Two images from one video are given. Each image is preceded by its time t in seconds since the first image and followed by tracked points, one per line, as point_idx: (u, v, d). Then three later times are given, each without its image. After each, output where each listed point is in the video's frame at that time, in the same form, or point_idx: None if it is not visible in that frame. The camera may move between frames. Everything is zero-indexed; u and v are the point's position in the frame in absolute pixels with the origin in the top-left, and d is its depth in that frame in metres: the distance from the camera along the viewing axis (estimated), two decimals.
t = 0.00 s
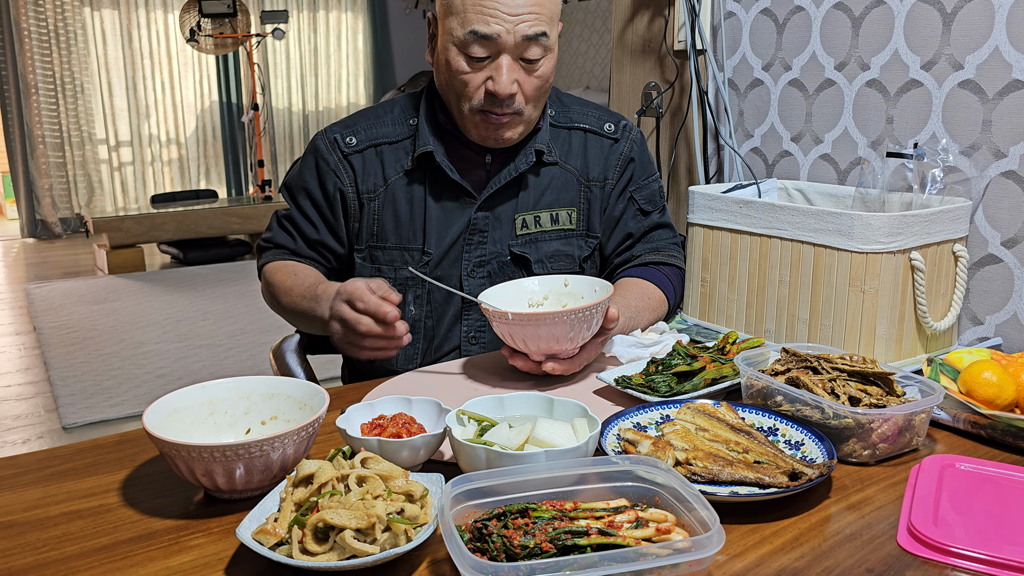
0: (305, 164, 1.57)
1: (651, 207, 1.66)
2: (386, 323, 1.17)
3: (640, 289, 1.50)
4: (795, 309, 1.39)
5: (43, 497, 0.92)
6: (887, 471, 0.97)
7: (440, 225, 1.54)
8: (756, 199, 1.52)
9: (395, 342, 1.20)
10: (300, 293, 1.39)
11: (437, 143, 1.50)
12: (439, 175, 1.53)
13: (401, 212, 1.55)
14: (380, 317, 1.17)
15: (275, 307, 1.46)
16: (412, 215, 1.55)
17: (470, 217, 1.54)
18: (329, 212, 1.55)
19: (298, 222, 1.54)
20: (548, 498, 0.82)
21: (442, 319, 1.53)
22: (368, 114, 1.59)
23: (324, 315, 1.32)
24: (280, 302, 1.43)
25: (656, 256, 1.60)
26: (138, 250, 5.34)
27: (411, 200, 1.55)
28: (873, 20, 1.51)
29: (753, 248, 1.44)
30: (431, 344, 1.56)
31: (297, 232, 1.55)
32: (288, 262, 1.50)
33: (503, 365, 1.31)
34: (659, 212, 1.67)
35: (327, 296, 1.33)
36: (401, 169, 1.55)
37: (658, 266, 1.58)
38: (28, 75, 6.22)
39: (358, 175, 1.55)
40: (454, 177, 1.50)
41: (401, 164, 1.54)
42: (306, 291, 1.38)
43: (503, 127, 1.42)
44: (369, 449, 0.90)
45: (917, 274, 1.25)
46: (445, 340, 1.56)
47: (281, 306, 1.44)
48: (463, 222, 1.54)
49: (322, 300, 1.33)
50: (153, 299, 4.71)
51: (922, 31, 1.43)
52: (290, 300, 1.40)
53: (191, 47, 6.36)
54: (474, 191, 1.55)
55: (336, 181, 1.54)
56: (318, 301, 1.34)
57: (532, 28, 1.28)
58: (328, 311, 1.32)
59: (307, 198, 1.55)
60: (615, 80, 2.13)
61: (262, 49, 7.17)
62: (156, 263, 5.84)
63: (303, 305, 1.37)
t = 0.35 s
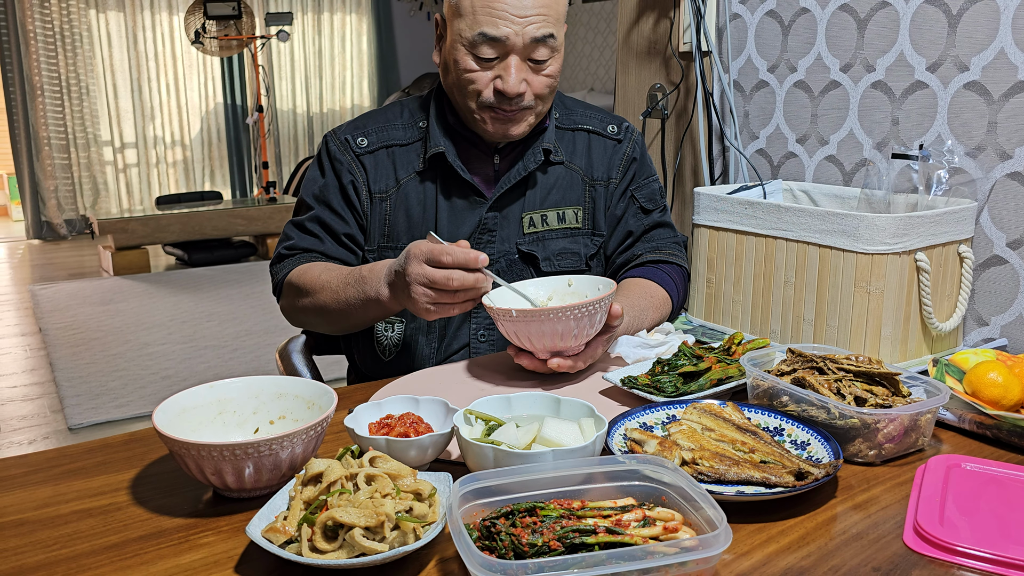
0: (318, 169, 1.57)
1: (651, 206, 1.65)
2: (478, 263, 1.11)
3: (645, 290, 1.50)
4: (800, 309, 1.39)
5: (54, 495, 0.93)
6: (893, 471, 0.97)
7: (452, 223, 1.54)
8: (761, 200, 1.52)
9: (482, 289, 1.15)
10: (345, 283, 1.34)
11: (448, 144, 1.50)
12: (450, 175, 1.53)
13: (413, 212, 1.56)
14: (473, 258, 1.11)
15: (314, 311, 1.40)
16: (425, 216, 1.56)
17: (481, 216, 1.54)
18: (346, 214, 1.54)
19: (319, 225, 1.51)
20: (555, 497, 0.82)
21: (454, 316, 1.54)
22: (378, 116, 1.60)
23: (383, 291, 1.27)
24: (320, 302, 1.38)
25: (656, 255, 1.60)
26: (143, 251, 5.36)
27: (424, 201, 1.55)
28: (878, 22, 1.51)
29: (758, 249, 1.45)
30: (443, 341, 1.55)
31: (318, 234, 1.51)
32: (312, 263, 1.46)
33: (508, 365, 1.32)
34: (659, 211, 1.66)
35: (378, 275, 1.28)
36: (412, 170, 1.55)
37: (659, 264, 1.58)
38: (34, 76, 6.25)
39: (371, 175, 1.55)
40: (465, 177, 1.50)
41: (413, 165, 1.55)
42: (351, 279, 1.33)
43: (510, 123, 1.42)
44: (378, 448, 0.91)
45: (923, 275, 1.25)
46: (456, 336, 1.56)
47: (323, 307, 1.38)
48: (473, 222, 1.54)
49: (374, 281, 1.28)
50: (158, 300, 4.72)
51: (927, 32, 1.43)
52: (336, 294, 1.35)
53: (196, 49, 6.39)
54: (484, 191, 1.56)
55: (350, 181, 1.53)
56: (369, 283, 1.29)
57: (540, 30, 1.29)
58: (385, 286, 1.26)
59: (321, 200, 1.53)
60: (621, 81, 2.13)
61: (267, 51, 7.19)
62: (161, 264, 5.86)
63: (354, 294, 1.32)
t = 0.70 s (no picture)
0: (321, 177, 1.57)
1: (655, 213, 1.67)
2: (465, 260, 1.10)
3: (647, 298, 1.50)
4: (801, 316, 1.39)
5: (59, 502, 0.94)
6: (893, 476, 0.97)
7: (455, 233, 1.54)
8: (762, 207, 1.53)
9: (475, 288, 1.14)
10: (340, 291, 1.35)
11: (452, 154, 1.52)
12: (454, 185, 1.54)
13: (417, 222, 1.56)
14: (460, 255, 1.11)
15: (313, 318, 1.42)
16: (428, 226, 1.56)
17: (485, 225, 1.54)
18: (349, 222, 1.54)
19: (322, 233, 1.52)
20: (556, 504, 0.83)
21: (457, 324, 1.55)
22: (382, 124, 1.61)
23: (377, 296, 1.27)
24: (318, 310, 1.39)
25: (661, 263, 1.61)
26: (146, 258, 5.37)
27: (427, 211, 1.56)
28: (877, 28, 1.52)
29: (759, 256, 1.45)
30: (446, 351, 1.56)
31: (320, 242, 1.52)
32: (314, 270, 1.46)
33: (509, 372, 1.32)
34: (664, 219, 1.68)
35: (371, 282, 1.29)
36: (416, 180, 1.56)
37: (664, 272, 1.59)
38: (37, 84, 6.27)
39: (374, 184, 1.56)
40: (469, 187, 1.51)
41: (416, 174, 1.56)
42: (346, 287, 1.33)
43: (519, 138, 1.43)
44: (380, 455, 0.92)
45: (923, 281, 1.26)
46: (460, 345, 1.57)
47: (320, 314, 1.39)
48: (477, 231, 1.55)
49: (367, 288, 1.29)
50: (161, 306, 4.74)
51: (926, 39, 1.44)
52: (331, 303, 1.36)
53: (199, 56, 6.42)
54: (488, 201, 1.56)
55: (353, 190, 1.54)
56: (363, 291, 1.30)
57: (551, 46, 1.30)
58: (379, 293, 1.27)
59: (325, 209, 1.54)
60: (622, 88, 2.14)
61: (269, 58, 7.22)
62: (164, 271, 5.88)
63: (348, 301, 1.33)
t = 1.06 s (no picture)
0: (321, 187, 1.58)
1: (655, 221, 1.68)
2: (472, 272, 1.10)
3: (646, 304, 1.51)
4: (801, 322, 1.40)
5: (62, 511, 0.95)
6: (893, 483, 0.98)
7: (455, 242, 1.55)
8: (761, 213, 1.53)
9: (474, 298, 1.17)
10: (340, 298, 1.36)
11: (451, 164, 1.52)
12: (454, 195, 1.55)
13: (416, 231, 1.57)
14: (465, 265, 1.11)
15: (314, 327, 1.42)
16: (428, 235, 1.57)
17: (484, 235, 1.55)
18: (349, 232, 1.55)
19: (322, 243, 1.53)
20: (557, 511, 0.83)
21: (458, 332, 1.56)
22: (381, 134, 1.62)
23: (377, 302, 1.28)
24: (319, 318, 1.40)
25: (661, 270, 1.61)
26: (149, 264, 5.39)
27: (427, 220, 1.57)
28: (875, 35, 1.52)
29: (758, 262, 1.46)
30: (447, 360, 1.57)
31: (320, 252, 1.52)
32: (315, 280, 1.47)
33: (510, 379, 1.33)
34: (664, 226, 1.69)
35: (371, 288, 1.30)
36: (415, 189, 1.57)
37: (666, 280, 1.59)
38: (40, 91, 6.30)
39: (374, 194, 1.57)
40: (469, 197, 1.52)
41: (416, 184, 1.57)
42: (347, 295, 1.34)
43: (518, 147, 1.43)
44: (381, 463, 0.92)
45: (922, 287, 1.26)
46: (460, 354, 1.58)
47: (321, 322, 1.40)
48: (477, 240, 1.55)
49: (367, 293, 1.30)
50: (163, 312, 4.75)
51: (924, 45, 1.44)
52: (332, 310, 1.37)
53: (200, 62, 6.44)
54: (488, 210, 1.57)
55: (353, 200, 1.55)
56: (363, 295, 1.31)
57: (550, 58, 1.31)
58: (378, 298, 1.28)
59: (325, 218, 1.55)
60: (622, 94, 2.15)
61: (271, 64, 7.25)
62: (166, 276, 5.89)
63: (348, 307, 1.33)
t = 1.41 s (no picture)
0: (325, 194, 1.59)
1: (658, 226, 1.68)
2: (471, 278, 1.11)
3: (649, 309, 1.52)
4: (803, 327, 1.40)
5: (71, 516, 0.95)
6: (896, 486, 0.98)
7: (458, 249, 1.56)
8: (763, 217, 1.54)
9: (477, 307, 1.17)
10: (344, 304, 1.36)
11: (454, 170, 1.53)
12: (457, 202, 1.56)
13: (420, 237, 1.58)
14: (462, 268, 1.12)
15: (319, 333, 1.43)
16: (431, 241, 1.58)
17: (487, 241, 1.56)
18: (352, 239, 1.56)
19: (325, 250, 1.53)
20: (561, 516, 0.84)
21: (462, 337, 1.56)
22: (384, 141, 1.63)
23: (379, 308, 1.28)
24: (323, 324, 1.40)
25: (665, 275, 1.62)
26: (154, 270, 5.41)
27: (430, 227, 1.58)
28: (877, 41, 1.53)
29: (761, 267, 1.46)
30: (452, 365, 1.58)
31: (324, 258, 1.53)
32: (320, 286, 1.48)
33: (514, 384, 1.33)
34: (667, 231, 1.69)
35: (373, 294, 1.30)
36: (418, 196, 1.58)
37: (669, 284, 1.60)
38: (46, 97, 6.33)
39: (377, 201, 1.58)
40: (472, 204, 1.53)
41: (419, 191, 1.58)
42: (350, 301, 1.35)
43: (520, 154, 1.44)
44: (386, 469, 0.93)
45: (924, 291, 1.27)
46: (465, 359, 1.58)
47: (326, 329, 1.40)
48: (481, 246, 1.56)
49: (370, 300, 1.30)
50: (169, 318, 4.77)
51: (926, 50, 1.45)
52: (336, 317, 1.37)
53: (205, 68, 6.47)
54: (491, 217, 1.58)
55: (356, 207, 1.56)
56: (365, 302, 1.31)
57: (551, 66, 1.32)
58: (381, 304, 1.28)
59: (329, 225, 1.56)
60: (625, 99, 2.16)
61: (275, 70, 7.27)
62: (171, 282, 5.91)
63: (352, 314, 1.34)
